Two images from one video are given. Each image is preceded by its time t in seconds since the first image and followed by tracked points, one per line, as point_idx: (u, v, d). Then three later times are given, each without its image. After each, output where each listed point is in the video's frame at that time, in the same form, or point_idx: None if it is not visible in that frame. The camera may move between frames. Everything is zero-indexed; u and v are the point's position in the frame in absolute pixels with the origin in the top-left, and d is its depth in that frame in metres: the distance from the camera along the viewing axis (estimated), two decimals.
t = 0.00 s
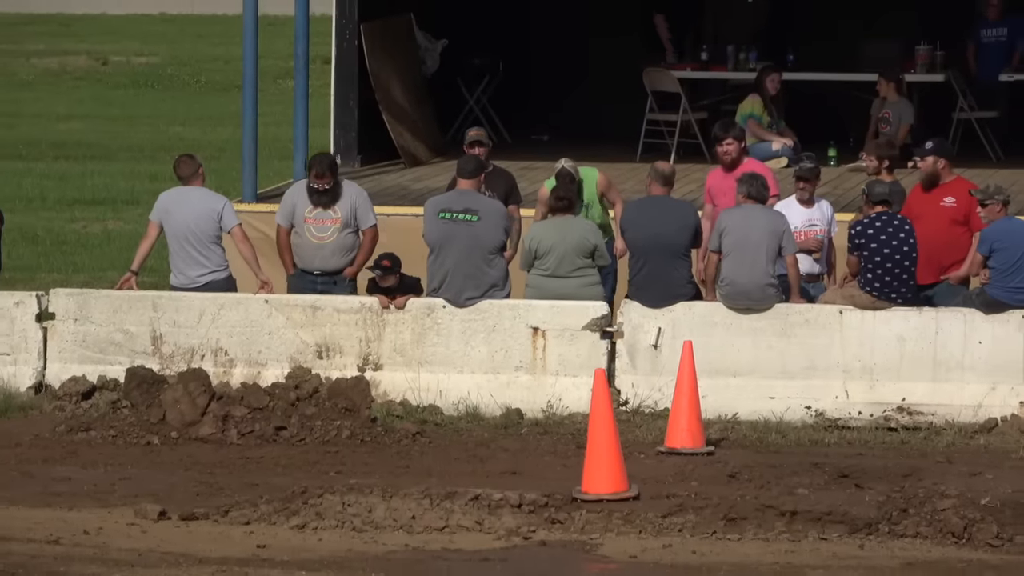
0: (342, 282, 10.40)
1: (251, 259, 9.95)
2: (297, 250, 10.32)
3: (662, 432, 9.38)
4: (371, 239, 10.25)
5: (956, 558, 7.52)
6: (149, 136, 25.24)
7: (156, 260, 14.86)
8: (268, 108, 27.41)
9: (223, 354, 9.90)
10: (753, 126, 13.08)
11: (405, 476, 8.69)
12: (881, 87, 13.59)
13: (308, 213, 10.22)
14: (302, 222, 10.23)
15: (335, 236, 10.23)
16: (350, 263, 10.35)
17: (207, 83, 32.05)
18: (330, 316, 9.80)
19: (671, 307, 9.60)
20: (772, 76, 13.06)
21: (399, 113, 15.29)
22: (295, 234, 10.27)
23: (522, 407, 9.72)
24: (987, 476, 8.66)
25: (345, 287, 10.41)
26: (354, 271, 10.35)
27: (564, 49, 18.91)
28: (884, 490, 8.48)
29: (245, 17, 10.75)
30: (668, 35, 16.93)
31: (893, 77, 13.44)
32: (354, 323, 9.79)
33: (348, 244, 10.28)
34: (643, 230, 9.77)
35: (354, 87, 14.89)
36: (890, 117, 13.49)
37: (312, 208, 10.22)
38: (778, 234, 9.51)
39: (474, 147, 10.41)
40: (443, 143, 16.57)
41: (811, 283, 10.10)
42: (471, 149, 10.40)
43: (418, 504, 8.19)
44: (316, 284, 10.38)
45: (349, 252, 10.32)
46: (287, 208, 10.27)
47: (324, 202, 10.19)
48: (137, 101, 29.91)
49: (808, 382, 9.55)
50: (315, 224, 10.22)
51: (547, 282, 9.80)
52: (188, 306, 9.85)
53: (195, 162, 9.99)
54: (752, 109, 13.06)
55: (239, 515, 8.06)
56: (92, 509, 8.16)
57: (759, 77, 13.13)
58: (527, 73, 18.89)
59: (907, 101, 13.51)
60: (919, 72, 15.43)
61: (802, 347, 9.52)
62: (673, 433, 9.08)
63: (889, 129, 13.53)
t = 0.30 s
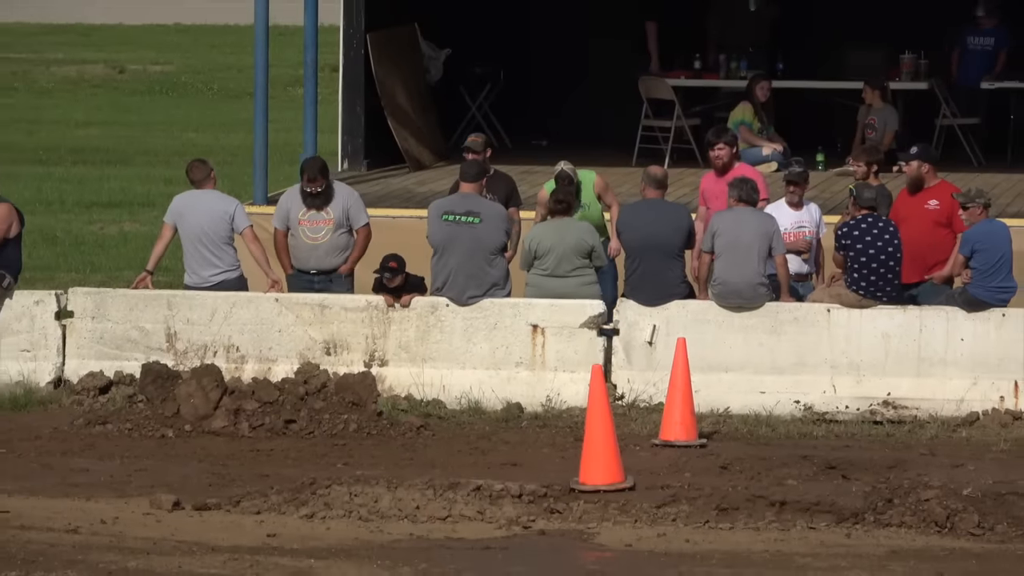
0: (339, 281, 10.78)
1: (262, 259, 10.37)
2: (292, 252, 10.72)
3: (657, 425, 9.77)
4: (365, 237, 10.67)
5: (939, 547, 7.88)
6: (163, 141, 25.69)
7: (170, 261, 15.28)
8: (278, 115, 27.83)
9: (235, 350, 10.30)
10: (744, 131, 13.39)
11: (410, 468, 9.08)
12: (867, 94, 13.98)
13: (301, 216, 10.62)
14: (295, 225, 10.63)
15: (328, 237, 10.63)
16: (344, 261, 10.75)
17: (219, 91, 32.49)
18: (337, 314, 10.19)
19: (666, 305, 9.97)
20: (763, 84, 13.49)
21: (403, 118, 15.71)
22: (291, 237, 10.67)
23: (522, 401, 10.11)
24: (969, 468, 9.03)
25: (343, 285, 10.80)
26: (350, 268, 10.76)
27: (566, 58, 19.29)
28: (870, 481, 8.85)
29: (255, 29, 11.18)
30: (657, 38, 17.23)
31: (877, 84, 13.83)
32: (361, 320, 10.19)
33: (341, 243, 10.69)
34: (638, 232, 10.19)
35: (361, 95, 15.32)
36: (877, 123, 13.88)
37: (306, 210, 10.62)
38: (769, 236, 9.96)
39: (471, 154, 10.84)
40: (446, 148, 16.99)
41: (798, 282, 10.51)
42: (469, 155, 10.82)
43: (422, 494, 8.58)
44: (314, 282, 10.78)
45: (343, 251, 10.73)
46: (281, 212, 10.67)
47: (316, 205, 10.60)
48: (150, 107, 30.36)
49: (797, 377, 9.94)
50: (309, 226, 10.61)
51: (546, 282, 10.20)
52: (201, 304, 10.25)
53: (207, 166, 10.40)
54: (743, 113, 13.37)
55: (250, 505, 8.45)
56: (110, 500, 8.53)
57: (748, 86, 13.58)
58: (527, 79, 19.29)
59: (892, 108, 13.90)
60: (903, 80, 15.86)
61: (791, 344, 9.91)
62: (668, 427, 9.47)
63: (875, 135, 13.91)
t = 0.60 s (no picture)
0: (342, 277, 11.16)
1: (270, 258, 10.77)
2: (299, 251, 11.12)
3: (652, 418, 10.17)
4: (365, 232, 11.07)
5: (923, 534, 8.23)
6: (177, 146, 26.11)
7: (183, 260, 15.70)
8: (288, 119, 28.23)
9: (246, 346, 10.71)
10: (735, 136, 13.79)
11: (414, 460, 9.47)
12: (853, 100, 14.35)
13: (304, 216, 11.03)
14: (299, 225, 11.04)
15: (331, 233, 11.02)
16: (348, 255, 11.13)
17: (231, 96, 32.89)
18: (345, 311, 10.60)
19: (660, 303, 10.37)
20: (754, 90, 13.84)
21: (407, 122, 16.12)
22: (295, 237, 11.08)
23: (522, 395, 10.51)
24: (952, 459, 9.39)
25: (346, 282, 11.17)
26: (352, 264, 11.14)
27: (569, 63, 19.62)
28: (857, 471, 9.22)
29: (265, 40, 11.62)
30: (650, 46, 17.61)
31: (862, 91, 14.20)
32: (367, 317, 10.59)
33: (345, 239, 11.08)
34: (634, 232, 10.60)
35: (367, 100, 15.74)
36: (863, 128, 14.24)
37: (308, 211, 11.03)
38: (759, 235, 10.36)
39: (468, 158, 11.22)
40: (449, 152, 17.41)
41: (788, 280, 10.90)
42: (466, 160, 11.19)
43: (426, 485, 8.96)
44: (319, 279, 11.17)
45: (346, 246, 11.11)
46: (284, 214, 11.08)
47: (318, 204, 11.00)
48: (164, 113, 30.79)
49: (787, 372, 10.34)
50: (312, 224, 11.02)
51: (544, 280, 10.61)
52: (214, 303, 10.68)
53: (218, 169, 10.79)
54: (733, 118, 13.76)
55: (260, 496, 8.84)
56: (125, 490, 8.91)
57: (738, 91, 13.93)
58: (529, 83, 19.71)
59: (877, 113, 14.27)
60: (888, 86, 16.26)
61: (781, 340, 10.31)
62: (662, 419, 9.86)
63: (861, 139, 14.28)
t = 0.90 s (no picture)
0: (352, 276, 11.60)
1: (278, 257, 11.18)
2: (308, 252, 11.53)
3: (647, 412, 10.58)
4: (370, 231, 11.49)
5: (907, 524, 8.61)
6: (190, 150, 26.55)
7: (196, 259, 16.15)
8: (297, 124, 28.66)
9: (256, 342, 11.13)
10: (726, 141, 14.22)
11: (418, 451, 9.88)
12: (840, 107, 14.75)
13: (312, 216, 11.43)
14: (308, 226, 11.44)
15: (339, 233, 11.44)
16: (356, 255, 11.57)
17: (243, 102, 33.35)
18: (352, 309, 11.01)
19: (655, 301, 10.78)
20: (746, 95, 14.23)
21: (411, 126, 16.56)
22: (304, 238, 11.47)
23: (522, 389, 10.92)
24: (936, 451, 9.78)
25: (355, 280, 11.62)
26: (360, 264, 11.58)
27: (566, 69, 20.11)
28: (844, 463, 9.61)
29: (275, 49, 12.05)
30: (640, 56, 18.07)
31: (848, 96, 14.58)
32: (373, 314, 11.01)
33: (352, 238, 11.50)
34: (630, 233, 11.01)
35: (373, 105, 16.18)
36: (850, 132, 14.62)
37: (315, 212, 11.43)
38: (750, 236, 10.80)
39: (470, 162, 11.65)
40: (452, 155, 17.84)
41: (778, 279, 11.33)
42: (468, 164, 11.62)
43: (431, 476, 9.36)
44: (328, 277, 11.59)
45: (354, 246, 11.55)
46: (292, 216, 11.47)
47: (325, 205, 11.41)
48: (178, 118, 31.25)
49: (777, 367, 10.75)
50: (321, 225, 11.42)
51: (543, 279, 11.05)
52: (226, 300, 11.11)
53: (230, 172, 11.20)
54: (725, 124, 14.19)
55: (271, 486, 9.25)
56: (141, 480, 9.33)
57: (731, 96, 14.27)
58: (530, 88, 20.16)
59: (863, 118, 14.64)
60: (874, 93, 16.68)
61: (771, 336, 10.72)
62: (657, 412, 10.26)
63: (847, 143, 14.66)
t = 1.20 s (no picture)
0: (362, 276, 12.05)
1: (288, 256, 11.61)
2: (320, 251, 11.95)
3: (642, 406, 11.00)
4: (377, 234, 11.97)
5: (893, 513, 9.02)
6: (201, 153, 26.99)
7: (207, 259, 16.59)
8: (305, 128, 29.10)
9: (267, 339, 11.57)
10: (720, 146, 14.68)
11: (423, 444, 10.30)
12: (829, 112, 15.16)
13: (325, 216, 11.86)
14: (320, 226, 11.87)
15: (350, 234, 11.87)
16: (365, 256, 12.03)
17: (252, 107, 33.83)
18: (359, 307, 11.45)
19: (652, 299, 11.22)
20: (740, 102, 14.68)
21: (416, 130, 16.99)
22: (315, 238, 11.90)
23: (522, 384, 11.35)
24: (920, 443, 10.19)
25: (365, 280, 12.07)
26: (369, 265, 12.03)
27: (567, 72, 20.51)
28: (832, 454, 10.02)
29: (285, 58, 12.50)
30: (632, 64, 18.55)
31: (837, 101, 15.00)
32: (380, 312, 11.44)
33: (362, 239, 11.93)
34: (626, 234, 11.46)
35: (378, 110, 16.60)
36: (838, 137, 15.03)
37: (328, 212, 11.86)
38: (743, 237, 11.24)
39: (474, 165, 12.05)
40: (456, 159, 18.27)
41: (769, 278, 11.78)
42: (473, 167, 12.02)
43: (435, 467, 9.78)
44: (338, 277, 12.03)
45: (364, 247, 12.00)
46: (304, 216, 11.90)
47: (337, 206, 11.86)
48: (189, 122, 31.72)
49: (768, 363, 11.17)
50: (333, 225, 11.86)
51: (544, 278, 11.50)
52: (238, 298, 11.55)
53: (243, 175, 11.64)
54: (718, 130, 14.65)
55: (282, 477, 9.67)
56: (157, 471, 9.75)
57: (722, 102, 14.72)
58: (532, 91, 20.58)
59: (853, 122, 15.06)
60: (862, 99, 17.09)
61: (762, 333, 11.15)
62: (652, 405, 10.68)
63: (836, 147, 15.08)
